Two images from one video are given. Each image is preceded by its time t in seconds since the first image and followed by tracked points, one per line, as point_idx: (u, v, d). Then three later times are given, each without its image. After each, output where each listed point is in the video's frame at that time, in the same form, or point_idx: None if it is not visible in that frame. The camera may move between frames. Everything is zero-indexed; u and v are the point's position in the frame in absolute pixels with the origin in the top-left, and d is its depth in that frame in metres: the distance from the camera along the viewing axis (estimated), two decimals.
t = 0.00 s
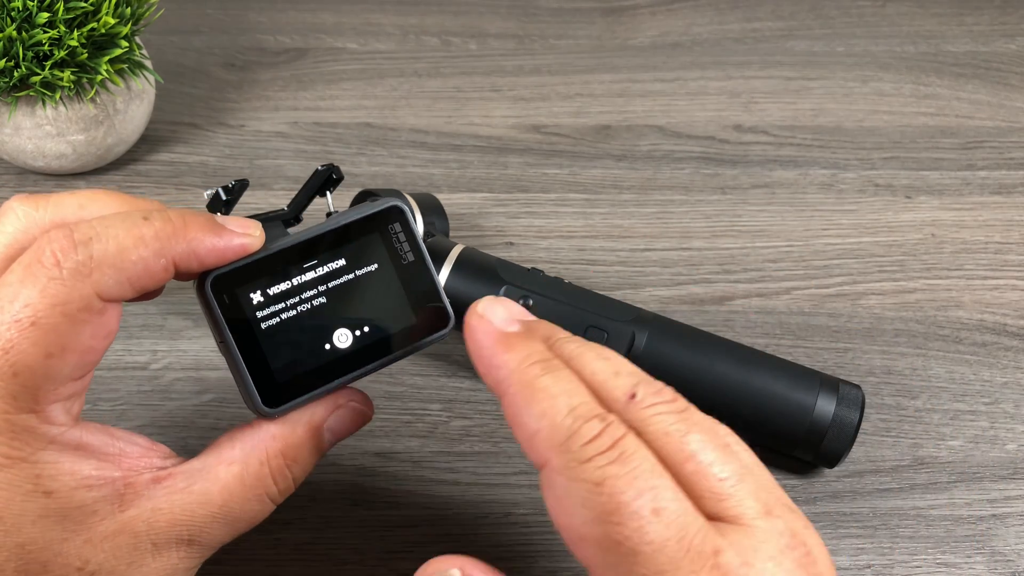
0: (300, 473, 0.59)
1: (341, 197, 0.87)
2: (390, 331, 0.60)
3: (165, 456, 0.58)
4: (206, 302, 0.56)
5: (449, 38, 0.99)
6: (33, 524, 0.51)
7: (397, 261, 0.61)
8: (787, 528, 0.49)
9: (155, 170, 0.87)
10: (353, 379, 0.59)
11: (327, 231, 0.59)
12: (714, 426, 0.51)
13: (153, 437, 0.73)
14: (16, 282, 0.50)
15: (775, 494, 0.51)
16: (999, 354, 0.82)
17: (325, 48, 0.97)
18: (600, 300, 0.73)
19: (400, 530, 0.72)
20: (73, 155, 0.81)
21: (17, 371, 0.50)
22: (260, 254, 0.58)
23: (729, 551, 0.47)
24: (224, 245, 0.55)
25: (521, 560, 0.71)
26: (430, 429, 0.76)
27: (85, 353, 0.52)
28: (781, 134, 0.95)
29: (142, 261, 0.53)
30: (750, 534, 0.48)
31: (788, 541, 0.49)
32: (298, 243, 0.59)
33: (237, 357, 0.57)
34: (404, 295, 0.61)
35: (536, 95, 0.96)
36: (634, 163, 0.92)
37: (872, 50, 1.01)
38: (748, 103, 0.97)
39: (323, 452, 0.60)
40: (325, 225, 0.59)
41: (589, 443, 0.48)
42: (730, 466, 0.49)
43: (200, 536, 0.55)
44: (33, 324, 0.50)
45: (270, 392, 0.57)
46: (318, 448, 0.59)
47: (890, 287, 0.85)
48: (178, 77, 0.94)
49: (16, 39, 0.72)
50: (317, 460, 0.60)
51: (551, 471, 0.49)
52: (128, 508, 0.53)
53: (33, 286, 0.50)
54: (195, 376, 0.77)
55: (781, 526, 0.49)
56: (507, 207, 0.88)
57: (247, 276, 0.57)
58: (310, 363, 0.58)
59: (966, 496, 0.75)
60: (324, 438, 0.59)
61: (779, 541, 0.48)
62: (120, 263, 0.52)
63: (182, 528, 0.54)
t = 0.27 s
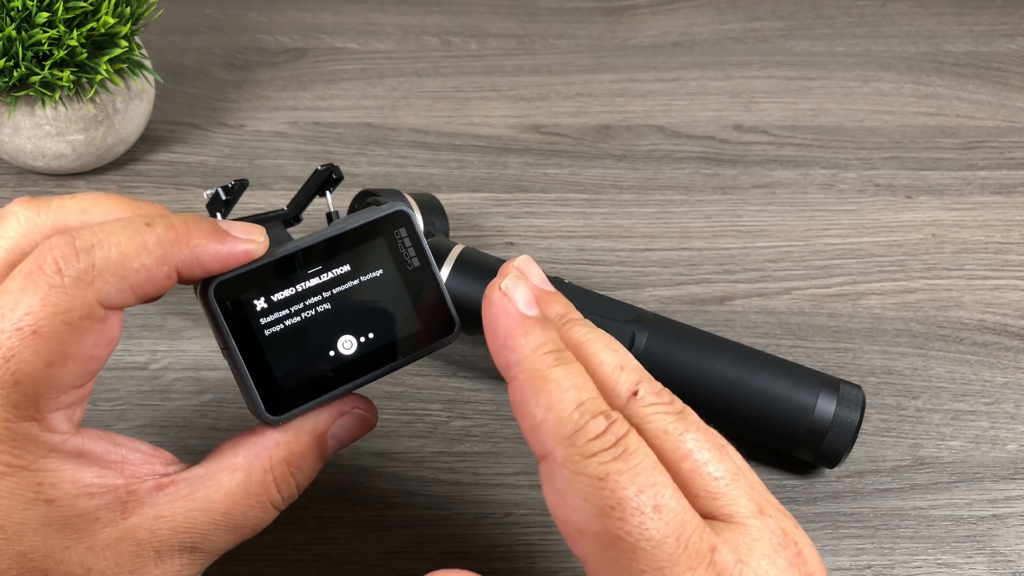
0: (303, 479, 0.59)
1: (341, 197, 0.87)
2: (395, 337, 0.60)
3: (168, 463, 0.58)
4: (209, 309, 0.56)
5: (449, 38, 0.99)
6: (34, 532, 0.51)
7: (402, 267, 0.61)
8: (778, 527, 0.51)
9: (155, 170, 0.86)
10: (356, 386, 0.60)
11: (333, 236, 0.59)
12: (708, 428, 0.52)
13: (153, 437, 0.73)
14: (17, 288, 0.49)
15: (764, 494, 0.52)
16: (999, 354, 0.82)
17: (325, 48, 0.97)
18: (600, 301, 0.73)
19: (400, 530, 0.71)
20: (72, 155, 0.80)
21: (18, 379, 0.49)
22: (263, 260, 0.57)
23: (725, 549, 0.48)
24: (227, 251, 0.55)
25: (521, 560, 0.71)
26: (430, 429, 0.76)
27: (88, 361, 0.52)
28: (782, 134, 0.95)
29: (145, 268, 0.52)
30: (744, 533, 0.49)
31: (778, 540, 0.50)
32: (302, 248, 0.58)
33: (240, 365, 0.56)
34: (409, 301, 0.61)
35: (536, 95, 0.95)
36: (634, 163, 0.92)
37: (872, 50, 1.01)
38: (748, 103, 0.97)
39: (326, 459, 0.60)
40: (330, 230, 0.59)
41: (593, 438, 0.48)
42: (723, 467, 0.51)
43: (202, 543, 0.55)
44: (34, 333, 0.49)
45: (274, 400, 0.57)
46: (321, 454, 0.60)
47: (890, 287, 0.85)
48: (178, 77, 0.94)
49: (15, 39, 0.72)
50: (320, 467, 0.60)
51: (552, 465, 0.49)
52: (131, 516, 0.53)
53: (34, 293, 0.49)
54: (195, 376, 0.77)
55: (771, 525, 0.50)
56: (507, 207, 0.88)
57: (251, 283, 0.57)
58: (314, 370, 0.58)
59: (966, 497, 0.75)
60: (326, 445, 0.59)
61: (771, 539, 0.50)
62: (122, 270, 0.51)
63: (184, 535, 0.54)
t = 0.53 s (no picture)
0: (306, 480, 0.59)
1: (341, 197, 0.87)
2: (398, 338, 0.60)
3: (171, 463, 0.58)
4: (213, 309, 0.56)
5: (449, 38, 0.99)
6: (38, 532, 0.51)
7: (407, 268, 0.61)
8: (764, 524, 0.51)
9: (155, 170, 0.86)
10: (360, 387, 0.60)
11: (337, 237, 0.59)
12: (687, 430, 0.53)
13: (153, 437, 0.73)
14: (23, 288, 0.49)
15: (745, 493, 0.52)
16: (999, 354, 0.82)
17: (325, 48, 0.97)
18: (600, 300, 0.73)
19: (400, 530, 0.71)
20: (73, 155, 0.80)
21: (23, 379, 0.49)
22: (268, 261, 0.57)
23: (711, 549, 0.48)
24: (232, 252, 0.55)
25: (521, 560, 0.71)
26: (430, 429, 0.76)
27: (92, 362, 0.52)
28: (782, 134, 0.95)
29: (150, 269, 0.52)
30: (730, 531, 0.49)
31: (763, 537, 0.50)
32: (308, 249, 0.58)
33: (244, 366, 0.56)
34: (413, 303, 0.61)
35: (536, 95, 0.95)
36: (634, 163, 0.92)
37: (873, 50, 1.01)
38: (748, 103, 0.97)
39: (330, 459, 0.60)
40: (335, 231, 0.59)
41: (573, 447, 0.48)
42: (704, 467, 0.51)
43: (206, 543, 0.55)
44: (40, 333, 0.49)
45: (278, 400, 0.57)
46: (325, 455, 0.60)
47: (890, 287, 0.85)
48: (178, 77, 0.94)
49: (16, 39, 0.72)
50: (324, 467, 0.60)
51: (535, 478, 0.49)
52: (135, 516, 0.53)
53: (40, 293, 0.49)
54: (195, 376, 0.77)
55: (756, 523, 0.51)
56: (506, 207, 0.88)
57: (256, 284, 0.57)
58: (318, 371, 0.58)
59: (966, 497, 0.75)
60: (331, 445, 0.59)
61: (757, 537, 0.50)
62: (128, 271, 0.51)
63: (188, 535, 0.54)
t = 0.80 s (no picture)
0: (306, 481, 0.59)
1: (341, 197, 0.87)
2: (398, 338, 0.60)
3: (170, 463, 0.58)
4: (213, 310, 0.56)
5: (449, 38, 0.99)
6: (38, 532, 0.51)
7: (407, 268, 0.61)
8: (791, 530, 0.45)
9: (155, 170, 0.86)
10: (361, 388, 0.60)
11: (337, 237, 0.59)
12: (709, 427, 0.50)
13: (154, 437, 0.73)
14: (22, 289, 0.49)
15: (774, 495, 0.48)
16: (999, 354, 0.82)
17: (326, 48, 0.97)
18: (600, 301, 0.73)
19: (400, 530, 0.71)
20: (73, 155, 0.80)
21: (22, 380, 0.49)
22: (268, 261, 0.57)
23: (727, 555, 0.43)
24: (232, 253, 0.55)
25: (521, 561, 0.71)
26: (430, 429, 0.76)
27: (92, 363, 0.52)
28: (782, 134, 0.95)
29: (150, 270, 0.52)
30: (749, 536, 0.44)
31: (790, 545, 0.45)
32: (307, 250, 0.58)
33: (244, 367, 0.57)
34: (413, 302, 0.61)
35: (536, 95, 0.95)
36: (634, 163, 0.92)
37: (873, 50, 1.01)
38: (748, 103, 0.97)
39: (330, 459, 0.60)
40: (335, 231, 0.59)
41: (581, 446, 0.47)
42: (723, 464, 0.47)
43: (206, 544, 0.55)
44: (39, 333, 0.49)
45: (278, 401, 0.57)
46: (325, 455, 0.60)
47: (890, 287, 0.85)
48: (178, 77, 0.94)
49: (16, 39, 0.72)
50: (325, 467, 0.60)
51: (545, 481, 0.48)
52: (135, 517, 0.53)
53: (39, 293, 0.49)
54: (195, 376, 0.76)
55: (775, 527, 0.45)
56: (506, 207, 0.88)
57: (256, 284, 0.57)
58: (319, 371, 0.58)
59: (966, 497, 0.75)
60: (331, 446, 0.59)
61: (781, 545, 0.44)
62: (127, 272, 0.51)
63: (188, 536, 0.54)
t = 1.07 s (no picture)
0: (301, 481, 0.59)
1: (341, 197, 0.87)
2: (392, 335, 0.60)
3: (165, 463, 0.58)
4: (205, 309, 0.56)
5: (449, 38, 0.99)
6: (30, 534, 0.52)
7: (400, 265, 0.60)
8: (843, 516, 0.48)
9: (155, 170, 0.87)
10: (355, 385, 0.60)
11: (329, 234, 0.59)
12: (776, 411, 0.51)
13: (153, 437, 0.74)
14: (10, 290, 0.49)
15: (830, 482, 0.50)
16: (999, 354, 0.82)
17: (326, 48, 0.96)
18: (600, 300, 0.73)
19: (400, 530, 0.72)
20: (72, 155, 0.80)
21: (11, 382, 0.49)
22: (259, 259, 0.57)
23: (782, 536, 0.45)
24: (223, 251, 0.54)
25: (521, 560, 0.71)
26: (430, 429, 0.76)
27: (82, 363, 0.52)
28: (782, 134, 0.95)
29: (139, 269, 0.52)
30: (805, 518, 0.47)
31: (842, 529, 0.47)
32: (299, 247, 0.58)
33: (237, 365, 0.57)
34: (407, 299, 0.61)
35: (536, 95, 0.95)
36: (633, 163, 0.92)
37: (873, 50, 1.01)
38: (748, 103, 0.97)
39: (325, 458, 0.60)
40: (327, 228, 0.59)
41: (647, 420, 0.47)
42: (790, 448, 0.49)
43: (200, 544, 0.55)
44: (27, 335, 0.49)
45: (271, 399, 0.57)
46: (320, 455, 0.59)
47: (890, 287, 0.85)
48: (178, 77, 0.94)
49: (16, 39, 0.72)
50: (320, 466, 0.60)
51: (603, 451, 0.48)
52: (127, 518, 0.53)
53: (27, 294, 0.49)
54: (195, 376, 0.76)
55: (836, 516, 0.48)
56: (506, 207, 0.88)
57: (248, 282, 0.57)
58: (312, 369, 0.58)
59: (966, 496, 0.75)
60: (326, 445, 0.58)
61: (834, 529, 0.47)
62: (116, 271, 0.51)
63: (181, 537, 0.55)
